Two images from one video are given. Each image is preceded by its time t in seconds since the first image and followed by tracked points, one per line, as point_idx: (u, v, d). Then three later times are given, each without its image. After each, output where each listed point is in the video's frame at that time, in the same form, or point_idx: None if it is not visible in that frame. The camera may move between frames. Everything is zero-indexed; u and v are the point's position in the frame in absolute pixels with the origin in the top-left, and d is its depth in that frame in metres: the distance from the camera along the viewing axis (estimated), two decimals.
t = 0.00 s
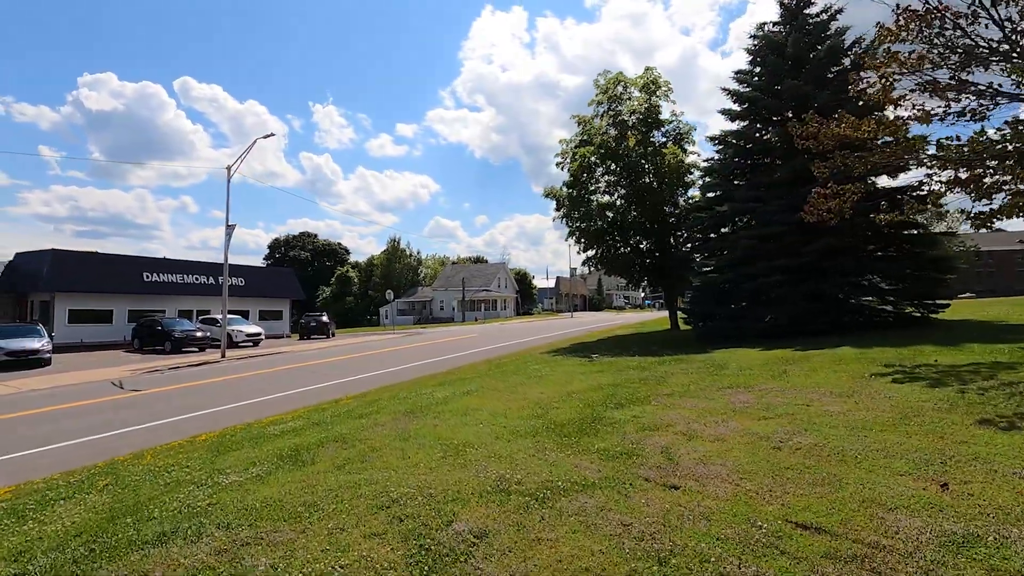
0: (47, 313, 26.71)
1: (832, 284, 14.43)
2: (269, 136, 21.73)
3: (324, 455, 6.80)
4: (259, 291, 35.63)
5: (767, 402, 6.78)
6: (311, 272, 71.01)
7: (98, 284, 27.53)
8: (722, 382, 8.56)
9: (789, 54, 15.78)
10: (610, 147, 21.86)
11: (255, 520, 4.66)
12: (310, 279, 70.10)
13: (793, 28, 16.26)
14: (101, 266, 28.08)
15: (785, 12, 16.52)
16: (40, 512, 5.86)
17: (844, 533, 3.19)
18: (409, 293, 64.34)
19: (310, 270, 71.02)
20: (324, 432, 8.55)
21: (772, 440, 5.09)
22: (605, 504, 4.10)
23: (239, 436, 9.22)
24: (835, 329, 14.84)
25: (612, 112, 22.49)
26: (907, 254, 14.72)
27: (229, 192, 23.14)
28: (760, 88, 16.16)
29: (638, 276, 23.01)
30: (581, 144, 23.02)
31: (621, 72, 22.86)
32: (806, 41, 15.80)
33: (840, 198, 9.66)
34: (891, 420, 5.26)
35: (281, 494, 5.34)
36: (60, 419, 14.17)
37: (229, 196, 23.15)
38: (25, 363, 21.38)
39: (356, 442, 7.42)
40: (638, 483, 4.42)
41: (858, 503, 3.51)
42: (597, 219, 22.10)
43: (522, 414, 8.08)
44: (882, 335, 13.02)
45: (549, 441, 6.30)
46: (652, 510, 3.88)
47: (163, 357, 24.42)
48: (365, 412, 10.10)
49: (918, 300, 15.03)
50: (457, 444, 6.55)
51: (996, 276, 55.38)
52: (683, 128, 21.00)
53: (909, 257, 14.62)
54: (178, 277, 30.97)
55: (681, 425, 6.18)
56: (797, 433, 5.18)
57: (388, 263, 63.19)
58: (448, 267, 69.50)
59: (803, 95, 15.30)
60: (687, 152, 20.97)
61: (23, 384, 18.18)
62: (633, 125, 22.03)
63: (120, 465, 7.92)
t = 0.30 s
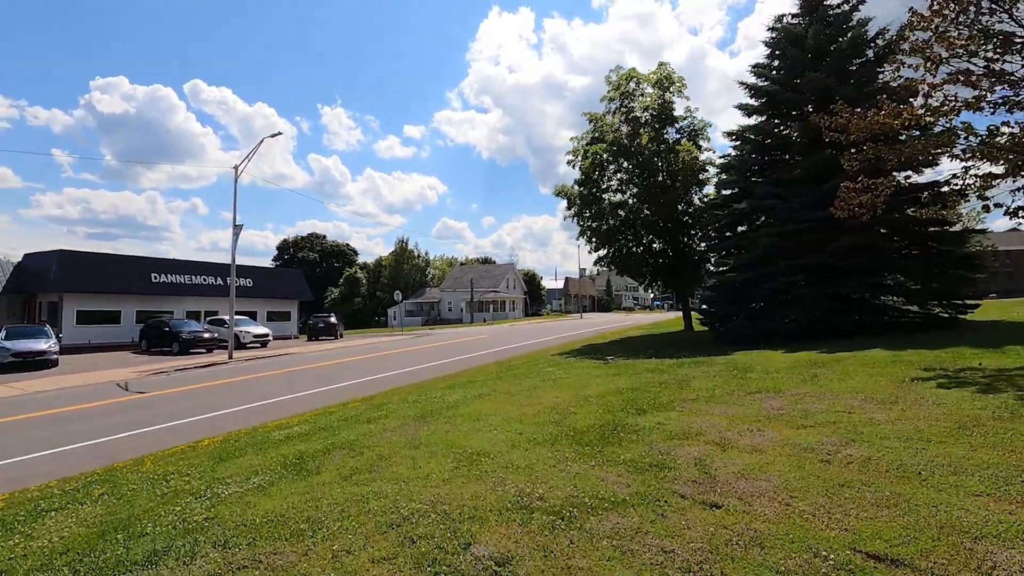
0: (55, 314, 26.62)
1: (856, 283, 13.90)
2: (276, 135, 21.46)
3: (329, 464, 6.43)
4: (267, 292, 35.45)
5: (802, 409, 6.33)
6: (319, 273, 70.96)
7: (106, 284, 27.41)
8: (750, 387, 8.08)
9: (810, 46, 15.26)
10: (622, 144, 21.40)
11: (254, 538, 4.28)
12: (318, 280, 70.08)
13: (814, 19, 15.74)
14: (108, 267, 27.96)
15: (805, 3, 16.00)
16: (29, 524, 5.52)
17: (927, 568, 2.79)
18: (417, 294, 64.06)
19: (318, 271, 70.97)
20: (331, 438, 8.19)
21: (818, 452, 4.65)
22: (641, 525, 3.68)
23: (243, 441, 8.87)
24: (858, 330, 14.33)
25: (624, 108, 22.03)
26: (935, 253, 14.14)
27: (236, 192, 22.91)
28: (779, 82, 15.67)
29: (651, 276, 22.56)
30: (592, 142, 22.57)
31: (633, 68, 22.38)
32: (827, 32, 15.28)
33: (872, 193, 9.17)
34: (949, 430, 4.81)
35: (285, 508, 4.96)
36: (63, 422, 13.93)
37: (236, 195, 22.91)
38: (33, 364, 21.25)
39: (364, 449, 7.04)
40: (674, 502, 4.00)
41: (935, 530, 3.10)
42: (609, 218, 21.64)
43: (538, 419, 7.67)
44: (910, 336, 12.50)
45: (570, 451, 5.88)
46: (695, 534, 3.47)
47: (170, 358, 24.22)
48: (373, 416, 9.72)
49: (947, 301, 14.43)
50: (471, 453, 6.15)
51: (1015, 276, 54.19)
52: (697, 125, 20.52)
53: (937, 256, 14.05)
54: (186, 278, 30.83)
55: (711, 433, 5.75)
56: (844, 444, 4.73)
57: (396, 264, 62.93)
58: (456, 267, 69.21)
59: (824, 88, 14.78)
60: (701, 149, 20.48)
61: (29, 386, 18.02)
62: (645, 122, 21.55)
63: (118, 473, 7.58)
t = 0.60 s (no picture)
0: (58, 309, 26.40)
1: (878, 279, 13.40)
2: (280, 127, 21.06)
3: (331, 468, 6.03)
4: (271, 288, 35.15)
5: (838, 412, 5.87)
6: (324, 270, 70.70)
7: (109, 280, 27.15)
8: (776, 387, 7.63)
9: (831, 32, 14.71)
10: (633, 136, 20.88)
11: (247, 556, 3.88)
12: (323, 276, 69.82)
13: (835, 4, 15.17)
14: (111, 262, 27.69)
15: None
16: (8, 534, 5.15)
17: None
18: (422, 291, 63.68)
19: (323, 267, 70.71)
20: (334, 439, 7.80)
21: (870, 461, 4.20)
22: (680, 549, 3.25)
23: (241, 441, 8.49)
24: (879, 328, 13.88)
25: (634, 99, 21.46)
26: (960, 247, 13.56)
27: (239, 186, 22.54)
28: (798, 70, 15.17)
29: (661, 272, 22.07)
30: (602, 134, 22.04)
31: (644, 58, 21.81)
32: (849, 18, 14.72)
33: (905, 182, 8.67)
34: (1013, 438, 4.35)
35: (280, 520, 4.56)
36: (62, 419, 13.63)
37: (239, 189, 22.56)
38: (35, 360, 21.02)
39: (368, 452, 6.63)
40: (715, 520, 3.57)
41: None
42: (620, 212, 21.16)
43: (552, 421, 7.24)
44: (936, 334, 12.01)
45: (588, 457, 5.45)
46: (744, 561, 3.04)
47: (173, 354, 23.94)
48: (377, 416, 9.34)
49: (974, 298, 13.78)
50: (482, 458, 5.73)
51: None
52: (710, 117, 19.96)
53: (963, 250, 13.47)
54: (190, 274, 30.54)
55: (743, 439, 5.31)
56: (897, 453, 4.29)
57: (401, 260, 62.61)
58: (462, 264, 68.80)
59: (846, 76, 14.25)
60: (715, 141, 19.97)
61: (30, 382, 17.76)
62: (657, 113, 21.02)
63: (108, 476, 7.19)
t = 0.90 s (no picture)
0: (65, 308, 26.27)
1: (905, 276, 12.91)
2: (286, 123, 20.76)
3: (336, 476, 5.64)
4: (278, 287, 34.94)
5: (886, 415, 5.41)
6: (331, 269, 70.60)
7: (115, 279, 27.01)
8: (809, 389, 7.17)
9: (854, 20, 14.19)
10: (646, 130, 20.39)
11: None
12: (331, 276, 69.74)
13: None
14: (118, 261, 27.54)
15: None
16: None
17: None
18: (430, 289, 63.44)
19: (330, 267, 70.61)
20: (340, 442, 7.43)
21: (937, 475, 3.75)
22: None
23: (243, 445, 8.16)
24: (904, 326, 13.39)
25: (647, 92, 20.93)
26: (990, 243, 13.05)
27: (245, 183, 22.24)
28: (819, 60, 14.66)
29: (674, 270, 21.62)
30: (613, 129, 21.56)
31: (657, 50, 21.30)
32: (873, 4, 14.17)
33: (943, 172, 8.17)
34: None
35: (282, 535, 4.20)
36: (65, 419, 13.39)
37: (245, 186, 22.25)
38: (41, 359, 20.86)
39: (376, 458, 6.25)
40: (770, 545, 3.14)
41: None
42: (632, 209, 20.72)
43: (571, 424, 6.84)
44: (966, 333, 11.52)
45: (614, 465, 5.04)
46: None
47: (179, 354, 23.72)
48: (385, 418, 8.98)
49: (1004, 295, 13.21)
50: (499, 465, 5.34)
51: None
52: (726, 110, 19.43)
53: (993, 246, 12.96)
54: (196, 272, 30.36)
55: (784, 446, 4.88)
56: (966, 465, 3.85)
57: (409, 259, 62.46)
58: (469, 263, 68.45)
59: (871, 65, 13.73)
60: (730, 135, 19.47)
61: (35, 381, 17.56)
62: (670, 107, 20.53)
63: (104, 482, 6.86)
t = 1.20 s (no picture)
0: (74, 306, 26.17)
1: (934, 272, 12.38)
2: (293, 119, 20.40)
3: (344, 485, 5.27)
4: (287, 285, 34.73)
5: (942, 423, 4.94)
6: (340, 268, 70.51)
7: (123, 277, 26.86)
8: (847, 391, 6.71)
9: (881, 5, 13.61)
10: (660, 123, 19.87)
11: None
12: (339, 274, 69.68)
13: None
14: (126, 259, 27.39)
15: None
16: None
17: None
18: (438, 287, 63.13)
19: (339, 265, 70.53)
20: (348, 447, 7.06)
21: None
22: None
23: (247, 449, 7.81)
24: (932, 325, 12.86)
25: (662, 83, 20.38)
26: None
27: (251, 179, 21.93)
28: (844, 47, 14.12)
29: (689, 267, 21.12)
30: (627, 122, 21.04)
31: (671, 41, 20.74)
32: None
33: (988, 160, 7.66)
34: None
35: (285, 556, 3.85)
36: (69, 419, 13.16)
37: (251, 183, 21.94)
38: (48, 357, 20.72)
39: (387, 465, 5.88)
40: None
41: None
42: (645, 204, 20.24)
43: (593, 429, 6.43)
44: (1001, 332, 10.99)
45: (646, 476, 4.61)
46: None
47: (187, 353, 23.53)
48: (395, 420, 8.61)
49: None
50: (519, 475, 4.95)
51: None
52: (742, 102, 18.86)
53: None
54: (205, 270, 30.20)
55: (834, 456, 4.44)
56: None
57: (417, 257, 62.28)
58: (478, 261, 68.07)
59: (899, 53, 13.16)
60: (748, 128, 18.92)
61: (41, 380, 17.39)
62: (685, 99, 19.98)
63: (100, 488, 6.54)
